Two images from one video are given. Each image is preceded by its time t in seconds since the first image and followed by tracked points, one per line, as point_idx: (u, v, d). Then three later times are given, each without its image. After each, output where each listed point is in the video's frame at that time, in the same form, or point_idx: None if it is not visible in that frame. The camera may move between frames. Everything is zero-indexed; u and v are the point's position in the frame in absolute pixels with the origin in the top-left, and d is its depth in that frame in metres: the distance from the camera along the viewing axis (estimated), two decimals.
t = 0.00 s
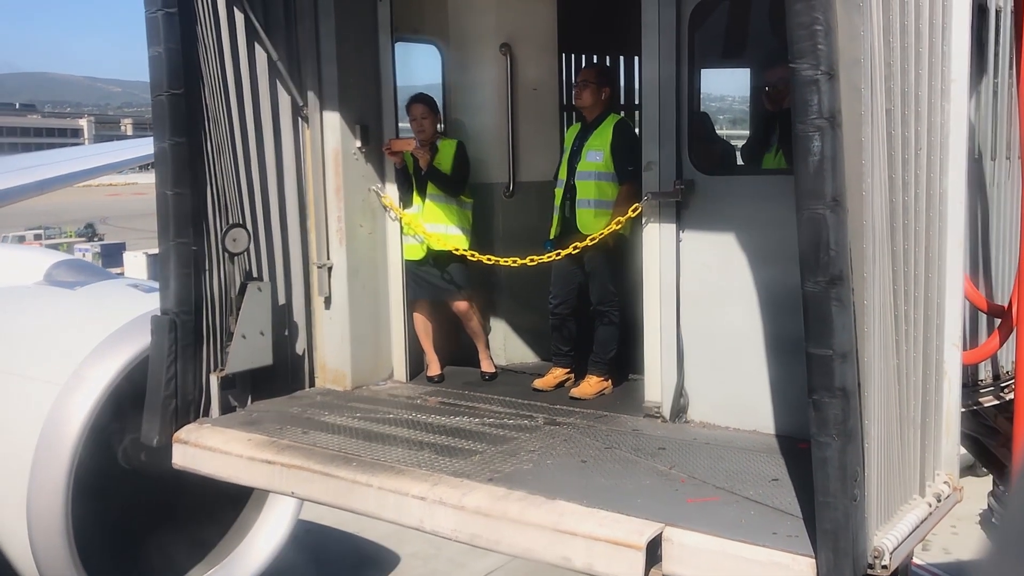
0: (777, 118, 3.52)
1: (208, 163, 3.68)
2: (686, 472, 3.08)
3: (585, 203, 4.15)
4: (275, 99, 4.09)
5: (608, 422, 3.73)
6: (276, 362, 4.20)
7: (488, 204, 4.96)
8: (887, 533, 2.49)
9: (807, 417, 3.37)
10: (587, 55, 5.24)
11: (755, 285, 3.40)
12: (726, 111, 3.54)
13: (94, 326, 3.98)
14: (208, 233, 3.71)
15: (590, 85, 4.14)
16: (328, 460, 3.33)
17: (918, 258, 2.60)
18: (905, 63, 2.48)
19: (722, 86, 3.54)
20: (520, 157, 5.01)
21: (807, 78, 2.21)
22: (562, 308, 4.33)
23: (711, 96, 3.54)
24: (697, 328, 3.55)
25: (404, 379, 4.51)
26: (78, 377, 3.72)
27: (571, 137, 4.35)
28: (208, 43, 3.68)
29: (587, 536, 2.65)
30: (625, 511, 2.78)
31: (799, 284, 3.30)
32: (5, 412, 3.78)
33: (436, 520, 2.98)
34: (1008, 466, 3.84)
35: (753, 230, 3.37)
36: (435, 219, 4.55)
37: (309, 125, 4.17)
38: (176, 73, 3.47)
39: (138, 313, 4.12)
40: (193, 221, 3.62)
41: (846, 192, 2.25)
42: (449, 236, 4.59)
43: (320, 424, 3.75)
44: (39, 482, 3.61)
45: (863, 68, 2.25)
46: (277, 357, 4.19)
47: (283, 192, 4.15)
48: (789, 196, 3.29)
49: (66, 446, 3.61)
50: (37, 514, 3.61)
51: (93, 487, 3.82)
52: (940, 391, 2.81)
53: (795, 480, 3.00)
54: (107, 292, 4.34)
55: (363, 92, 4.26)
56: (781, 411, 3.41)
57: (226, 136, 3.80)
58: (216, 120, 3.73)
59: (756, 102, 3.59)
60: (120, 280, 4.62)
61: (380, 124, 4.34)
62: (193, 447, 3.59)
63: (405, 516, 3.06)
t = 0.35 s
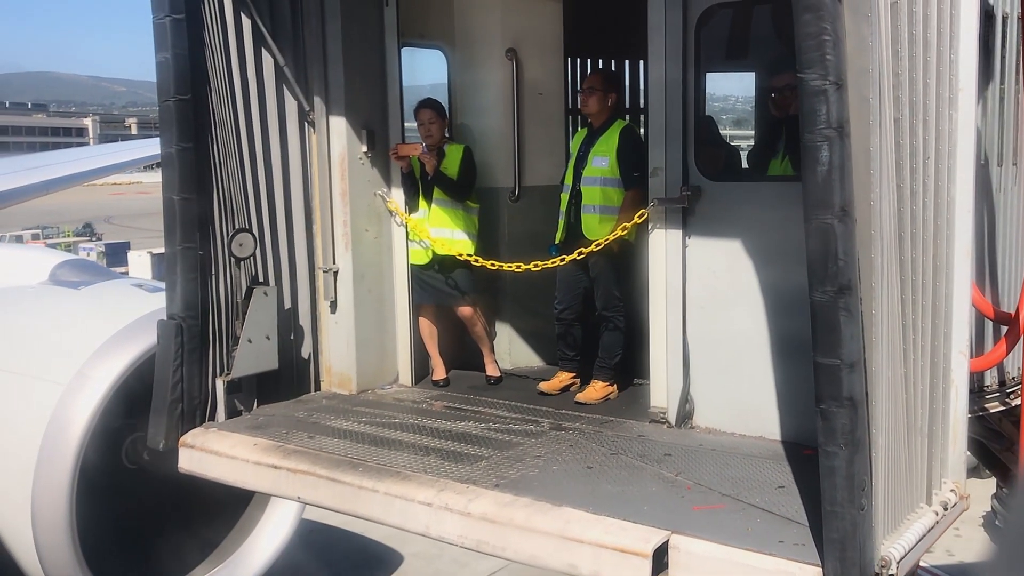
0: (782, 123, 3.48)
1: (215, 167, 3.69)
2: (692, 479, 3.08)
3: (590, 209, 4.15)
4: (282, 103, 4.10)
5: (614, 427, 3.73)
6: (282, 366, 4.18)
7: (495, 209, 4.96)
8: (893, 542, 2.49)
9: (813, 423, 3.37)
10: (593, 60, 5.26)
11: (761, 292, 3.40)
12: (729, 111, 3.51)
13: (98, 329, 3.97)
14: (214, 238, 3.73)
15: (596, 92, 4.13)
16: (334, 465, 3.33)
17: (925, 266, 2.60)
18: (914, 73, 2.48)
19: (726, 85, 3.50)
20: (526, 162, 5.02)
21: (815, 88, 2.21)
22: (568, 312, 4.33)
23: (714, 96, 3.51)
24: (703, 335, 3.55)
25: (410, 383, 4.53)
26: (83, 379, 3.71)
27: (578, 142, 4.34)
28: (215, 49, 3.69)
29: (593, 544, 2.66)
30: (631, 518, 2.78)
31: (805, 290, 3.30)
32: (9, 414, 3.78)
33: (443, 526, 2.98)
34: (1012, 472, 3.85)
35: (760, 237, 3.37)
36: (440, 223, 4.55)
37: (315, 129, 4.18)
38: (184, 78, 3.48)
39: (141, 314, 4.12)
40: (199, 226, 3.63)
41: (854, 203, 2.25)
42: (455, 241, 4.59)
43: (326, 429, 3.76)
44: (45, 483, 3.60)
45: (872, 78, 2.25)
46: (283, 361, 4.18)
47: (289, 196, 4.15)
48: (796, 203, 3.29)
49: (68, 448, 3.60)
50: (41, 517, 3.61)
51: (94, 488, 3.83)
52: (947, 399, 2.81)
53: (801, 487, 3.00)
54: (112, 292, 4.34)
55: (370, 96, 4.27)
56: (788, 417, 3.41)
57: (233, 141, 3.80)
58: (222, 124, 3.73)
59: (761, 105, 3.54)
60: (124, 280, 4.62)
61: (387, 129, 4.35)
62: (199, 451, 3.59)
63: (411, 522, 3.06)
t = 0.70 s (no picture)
0: (782, 131, 3.48)
1: (217, 174, 3.70)
2: (691, 487, 3.09)
3: (591, 216, 4.17)
4: (284, 109, 4.11)
5: (614, 434, 3.74)
6: (284, 371, 4.20)
7: (496, 215, 4.96)
8: (891, 551, 2.50)
9: (812, 432, 3.38)
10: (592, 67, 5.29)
11: (762, 301, 3.41)
12: (731, 114, 3.52)
13: (100, 331, 3.99)
14: (216, 244, 3.74)
15: (597, 101, 4.15)
16: (334, 472, 3.34)
17: (924, 277, 2.61)
18: (913, 84, 2.49)
19: (728, 89, 3.51)
20: (527, 169, 5.04)
21: (814, 100, 2.22)
22: (569, 319, 4.34)
23: (716, 99, 3.53)
24: (703, 343, 3.56)
25: (411, 389, 4.54)
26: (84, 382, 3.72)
27: (578, 148, 4.35)
28: (218, 56, 3.70)
29: (592, 552, 2.66)
30: (631, 526, 2.79)
31: (805, 297, 3.31)
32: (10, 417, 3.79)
33: (443, 533, 2.99)
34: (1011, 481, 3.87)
35: (760, 245, 3.38)
36: (442, 230, 4.55)
37: (317, 135, 4.19)
38: (187, 85, 3.49)
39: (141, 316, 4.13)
40: (201, 231, 3.65)
41: (852, 214, 2.26)
42: (457, 246, 4.59)
43: (327, 435, 3.77)
44: (47, 486, 3.62)
45: (871, 91, 2.26)
46: (284, 367, 4.20)
47: (290, 202, 4.17)
48: (796, 212, 3.30)
49: (69, 454, 3.62)
50: (44, 520, 3.63)
51: (96, 493, 3.84)
52: (945, 409, 2.82)
53: (801, 496, 3.00)
54: (113, 293, 4.35)
55: (372, 103, 4.28)
56: (787, 425, 3.42)
57: (235, 147, 3.81)
58: (224, 130, 3.74)
59: (761, 114, 3.56)
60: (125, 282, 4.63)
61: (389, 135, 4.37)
62: (200, 457, 3.61)
63: (411, 529, 3.07)
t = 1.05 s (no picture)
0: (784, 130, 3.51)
1: (218, 172, 3.70)
2: (692, 485, 3.08)
3: (591, 215, 4.16)
4: (285, 108, 4.11)
5: (615, 433, 3.74)
6: (285, 370, 4.20)
7: (497, 214, 4.99)
8: (893, 549, 2.49)
9: (814, 431, 3.37)
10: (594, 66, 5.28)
11: (763, 299, 3.40)
12: (734, 118, 3.52)
13: (101, 332, 3.98)
14: (216, 242, 3.74)
15: (594, 101, 4.14)
16: (335, 470, 3.33)
17: (927, 274, 2.61)
18: (916, 81, 2.49)
19: (729, 92, 3.52)
20: (529, 169, 5.04)
21: (816, 95, 2.22)
22: (568, 318, 4.33)
23: (717, 102, 3.53)
24: (705, 341, 3.55)
25: (412, 388, 4.54)
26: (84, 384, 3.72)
27: (575, 146, 4.35)
28: (219, 54, 3.70)
29: (593, 550, 2.65)
30: (632, 524, 2.78)
31: (807, 295, 3.31)
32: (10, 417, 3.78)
33: (443, 532, 2.99)
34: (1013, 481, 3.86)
35: (762, 243, 3.38)
36: (445, 228, 4.54)
37: (318, 134, 4.19)
38: (188, 83, 3.50)
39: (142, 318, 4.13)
40: (202, 229, 3.65)
41: (854, 210, 2.25)
42: (460, 246, 4.58)
43: (328, 434, 3.76)
44: (47, 487, 3.61)
45: (873, 85, 2.25)
46: (285, 366, 4.20)
47: (291, 201, 4.16)
48: (798, 210, 3.30)
49: (69, 455, 3.62)
50: (43, 521, 3.62)
51: (97, 494, 3.83)
52: (948, 407, 2.81)
53: (802, 494, 2.99)
54: (114, 295, 4.35)
55: (373, 102, 4.28)
56: (789, 424, 3.42)
57: (236, 145, 3.81)
58: (225, 129, 3.74)
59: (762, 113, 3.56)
60: (126, 284, 4.63)
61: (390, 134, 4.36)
62: (201, 455, 3.60)
63: (412, 527, 3.06)
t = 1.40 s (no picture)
0: (783, 123, 3.43)
1: (217, 166, 3.71)
2: (692, 477, 3.08)
3: (585, 208, 4.15)
4: (284, 102, 4.11)
5: (615, 426, 3.74)
6: (285, 364, 4.20)
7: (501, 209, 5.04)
8: (893, 539, 2.49)
9: (814, 423, 3.37)
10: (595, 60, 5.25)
11: (763, 292, 3.40)
12: (734, 116, 3.49)
13: (101, 329, 3.99)
14: (216, 236, 3.75)
15: (582, 95, 4.14)
16: (335, 463, 3.34)
17: (926, 265, 2.61)
18: (915, 71, 2.49)
19: (730, 89, 3.49)
20: (529, 163, 5.06)
21: (815, 84, 2.22)
22: (565, 311, 4.33)
23: (718, 100, 3.51)
24: (705, 334, 3.55)
25: (411, 382, 4.54)
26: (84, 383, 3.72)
27: (562, 138, 4.34)
28: (218, 48, 3.70)
29: (592, 541, 2.66)
30: (632, 515, 2.78)
31: (807, 287, 3.31)
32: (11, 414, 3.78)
33: (443, 524, 2.99)
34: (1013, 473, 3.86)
35: (761, 236, 3.38)
36: (450, 222, 4.58)
37: (318, 128, 4.18)
38: (187, 76, 3.50)
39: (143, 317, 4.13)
40: (201, 222, 3.65)
41: (853, 199, 2.25)
42: (466, 239, 4.62)
43: (328, 427, 3.77)
44: (48, 485, 3.62)
45: (872, 74, 2.25)
46: (285, 360, 4.20)
47: (291, 195, 4.17)
48: (798, 202, 3.30)
49: (70, 453, 3.62)
50: (44, 518, 3.62)
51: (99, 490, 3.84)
52: (947, 397, 2.81)
53: (802, 485, 3.00)
54: (116, 294, 4.36)
55: (372, 96, 4.28)
56: (789, 416, 3.42)
57: (236, 139, 3.80)
58: (225, 123, 3.74)
59: (762, 106, 3.49)
60: (128, 282, 4.64)
61: (390, 128, 4.36)
62: (201, 448, 3.60)
63: (412, 519, 3.07)
